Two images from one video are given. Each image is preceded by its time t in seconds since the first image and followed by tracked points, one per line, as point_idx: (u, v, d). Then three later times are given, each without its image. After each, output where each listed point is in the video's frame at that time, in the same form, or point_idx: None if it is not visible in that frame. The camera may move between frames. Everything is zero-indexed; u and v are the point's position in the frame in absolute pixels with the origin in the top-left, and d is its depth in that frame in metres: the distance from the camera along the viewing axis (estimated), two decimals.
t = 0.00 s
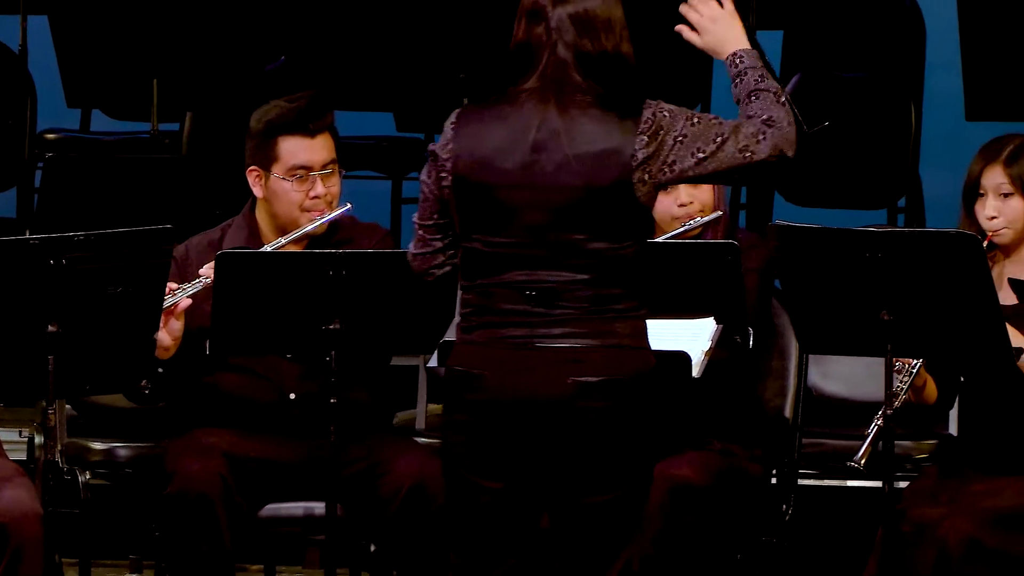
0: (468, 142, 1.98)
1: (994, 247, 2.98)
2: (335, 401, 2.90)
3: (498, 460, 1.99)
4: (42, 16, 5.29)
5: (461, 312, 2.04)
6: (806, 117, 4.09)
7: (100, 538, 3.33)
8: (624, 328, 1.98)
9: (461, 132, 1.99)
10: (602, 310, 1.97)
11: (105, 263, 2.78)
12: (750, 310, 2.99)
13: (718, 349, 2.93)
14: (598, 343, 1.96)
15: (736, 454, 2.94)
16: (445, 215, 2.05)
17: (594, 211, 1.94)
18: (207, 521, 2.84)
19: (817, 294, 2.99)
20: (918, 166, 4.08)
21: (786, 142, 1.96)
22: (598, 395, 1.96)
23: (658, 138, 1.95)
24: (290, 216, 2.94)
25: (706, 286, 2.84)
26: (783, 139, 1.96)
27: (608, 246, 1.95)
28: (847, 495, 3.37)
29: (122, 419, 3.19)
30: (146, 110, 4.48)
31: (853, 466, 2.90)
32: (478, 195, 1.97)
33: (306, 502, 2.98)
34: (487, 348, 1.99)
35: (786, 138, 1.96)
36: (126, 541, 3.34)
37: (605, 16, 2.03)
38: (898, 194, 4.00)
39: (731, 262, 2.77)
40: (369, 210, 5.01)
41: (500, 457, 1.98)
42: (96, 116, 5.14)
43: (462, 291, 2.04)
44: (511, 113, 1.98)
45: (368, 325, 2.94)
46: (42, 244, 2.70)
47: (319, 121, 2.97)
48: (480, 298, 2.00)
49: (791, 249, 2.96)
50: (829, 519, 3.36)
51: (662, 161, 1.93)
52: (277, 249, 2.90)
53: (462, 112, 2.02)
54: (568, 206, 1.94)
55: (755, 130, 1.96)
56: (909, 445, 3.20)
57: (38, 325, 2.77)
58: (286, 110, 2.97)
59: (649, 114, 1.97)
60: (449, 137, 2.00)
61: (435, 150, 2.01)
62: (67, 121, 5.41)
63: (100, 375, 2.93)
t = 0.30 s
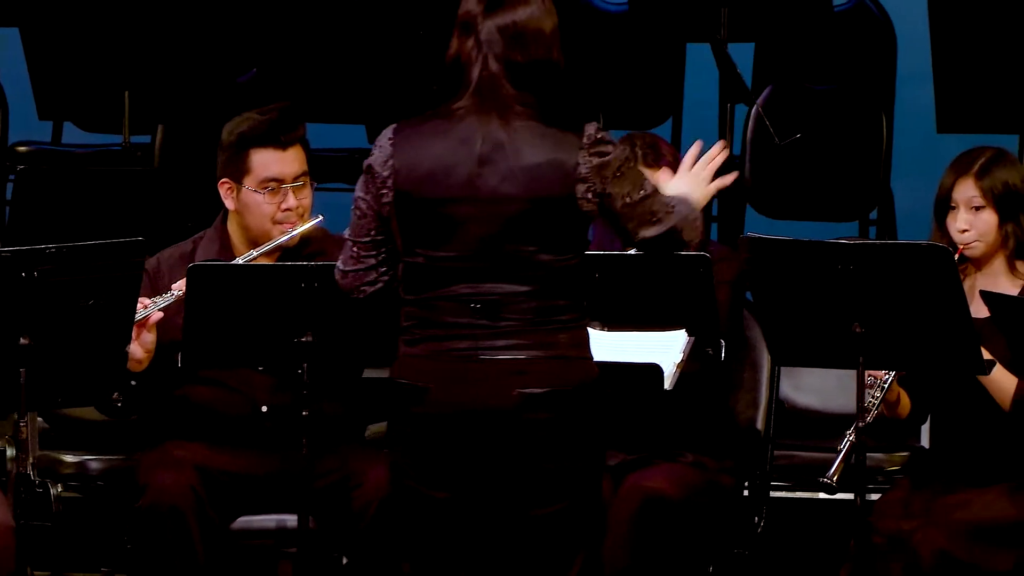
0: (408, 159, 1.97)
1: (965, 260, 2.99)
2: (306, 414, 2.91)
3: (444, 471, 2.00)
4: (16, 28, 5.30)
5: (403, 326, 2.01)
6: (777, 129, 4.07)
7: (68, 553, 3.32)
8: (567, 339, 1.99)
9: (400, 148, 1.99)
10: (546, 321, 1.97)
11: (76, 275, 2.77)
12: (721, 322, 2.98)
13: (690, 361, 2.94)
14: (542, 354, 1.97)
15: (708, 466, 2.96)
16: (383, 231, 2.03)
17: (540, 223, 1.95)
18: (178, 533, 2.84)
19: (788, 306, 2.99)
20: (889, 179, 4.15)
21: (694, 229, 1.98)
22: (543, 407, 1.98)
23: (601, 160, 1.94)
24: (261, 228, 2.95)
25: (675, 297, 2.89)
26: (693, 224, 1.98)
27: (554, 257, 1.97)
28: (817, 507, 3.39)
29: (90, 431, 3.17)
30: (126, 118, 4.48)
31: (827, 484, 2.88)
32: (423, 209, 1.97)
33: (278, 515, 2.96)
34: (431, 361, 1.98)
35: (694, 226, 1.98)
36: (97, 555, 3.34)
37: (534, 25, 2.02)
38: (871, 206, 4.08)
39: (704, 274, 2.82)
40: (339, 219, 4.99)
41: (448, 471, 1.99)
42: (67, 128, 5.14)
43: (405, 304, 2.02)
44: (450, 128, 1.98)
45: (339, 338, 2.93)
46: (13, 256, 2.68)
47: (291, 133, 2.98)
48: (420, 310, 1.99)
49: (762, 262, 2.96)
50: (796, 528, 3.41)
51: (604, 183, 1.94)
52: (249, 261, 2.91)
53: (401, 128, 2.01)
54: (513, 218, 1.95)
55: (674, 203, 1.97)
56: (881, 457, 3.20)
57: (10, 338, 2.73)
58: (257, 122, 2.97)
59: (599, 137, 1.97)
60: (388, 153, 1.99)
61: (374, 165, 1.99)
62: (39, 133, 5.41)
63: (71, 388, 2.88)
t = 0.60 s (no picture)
0: (347, 166, 1.99)
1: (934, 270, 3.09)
2: (277, 425, 2.91)
3: (388, 472, 1.99)
4: None
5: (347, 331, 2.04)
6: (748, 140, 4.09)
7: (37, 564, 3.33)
8: (505, 347, 2.00)
9: (341, 156, 2.00)
10: (485, 329, 1.99)
11: (43, 287, 2.76)
12: (692, 332, 2.99)
13: (660, 372, 2.96)
14: (480, 362, 1.98)
15: (678, 476, 2.96)
16: (329, 239, 2.04)
17: (479, 232, 1.96)
18: (149, 543, 2.85)
19: (758, 317, 3.00)
20: (860, 190, 4.16)
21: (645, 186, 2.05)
22: (483, 415, 1.98)
23: (538, 164, 1.96)
24: (232, 240, 2.95)
25: (649, 310, 2.89)
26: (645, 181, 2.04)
27: (491, 267, 1.98)
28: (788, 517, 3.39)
29: (61, 442, 3.15)
30: (105, 125, 4.48)
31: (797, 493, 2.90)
32: (363, 218, 1.98)
33: (247, 526, 2.96)
34: (371, 366, 1.99)
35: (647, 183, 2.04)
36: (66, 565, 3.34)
37: (474, 36, 2.01)
38: (842, 217, 4.12)
39: (673, 285, 2.83)
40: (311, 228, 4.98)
41: (390, 476, 1.99)
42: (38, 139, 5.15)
43: (348, 311, 2.04)
44: (389, 137, 1.98)
45: (311, 349, 2.96)
46: None
47: (261, 144, 2.97)
48: (363, 316, 2.01)
49: (732, 273, 2.97)
50: (769, 539, 3.39)
51: (540, 186, 1.95)
52: (220, 273, 2.90)
53: (345, 137, 2.03)
54: (453, 225, 1.95)
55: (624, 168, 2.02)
56: (851, 467, 3.21)
57: None
58: (228, 134, 2.98)
59: (533, 140, 1.98)
60: (329, 161, 2.01)
61: (316, 174, 2.01)
62: (10, 143, 5.41)
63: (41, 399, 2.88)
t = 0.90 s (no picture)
0: (286, 168, 1.99)
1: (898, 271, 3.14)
2: (243, 427, 2.91)
3: (334, 475, 1.99)
4: None
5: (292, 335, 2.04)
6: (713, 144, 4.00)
7: None
8: (446, 348, 1.98)
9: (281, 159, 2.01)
10: (426, 329, 1.97)
11: (6, 289, 2.69)
12: (658, 336, 3.01)
13: (625, 375, 2.95)
14: (420, 363, 1.96)
15: (645, 479, 2.96)
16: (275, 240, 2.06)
17: (412, 235, 1.95)
18: (114, 546, 2.84)
19: (723, 321, 2.99)
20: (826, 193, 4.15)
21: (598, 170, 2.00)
22: (424, 415, 1.96)
23: (474, 165, 1.95)
24: (197, 241, 2.96)
25: (613, 313, 2.90)
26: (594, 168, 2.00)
27: (427, 269, 1.96)
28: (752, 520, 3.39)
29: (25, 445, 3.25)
30: (77, 126, 4.44)
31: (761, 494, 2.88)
32: (304, 221, 1.98)
33: (213, 528, 2.97)
34: (314, 368, 1.99)
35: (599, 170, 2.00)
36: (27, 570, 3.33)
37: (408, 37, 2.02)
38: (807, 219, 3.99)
39: (639, 287, 2.83)
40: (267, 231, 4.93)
41: (339, 477, 1.99)
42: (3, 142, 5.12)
43: (292, 314, 2.04)
44: (328, 140, 1.98)
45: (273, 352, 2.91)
46: None
47: (226, 146, 2.99)
48: (306, 317, 2.01)
49: (697, 276, 2.97)
50: (734, 540, 3.37)
51: (478, 187, 1.94)
52: (185, 275, 2.91)
53: (287, 139, 2.03)
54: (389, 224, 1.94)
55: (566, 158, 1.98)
56: (815, 470, 3.24)
57: None
58: (192, 136, 2.98)
59: (468, 140, 1.96)
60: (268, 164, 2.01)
61: (258, 178, 2.01)
62: None
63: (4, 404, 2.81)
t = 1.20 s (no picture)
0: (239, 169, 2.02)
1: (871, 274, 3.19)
2: (218, 428, 2.93)
3: (295, 473, 1.98)
4: None
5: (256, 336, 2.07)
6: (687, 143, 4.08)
7: None
8: (397, 346, 1.97)
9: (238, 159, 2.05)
10: (373, 328, 1.96)
11: None
12: (633, 337, 3.03)
13: (601, 375, 2.94)
14: (374, 363, 1.96)
15: (620, 480, 2.96)
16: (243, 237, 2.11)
17: (352, 236, 1.93)
18: (90, 545, 2.84)
19: (698, 321, 3.00)
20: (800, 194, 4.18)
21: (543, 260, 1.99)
22: (384, 415, 1.95)
23: (412, 175, 1.90)
24: (171, 242, 2.96)
25: (590, 313, 2.90)
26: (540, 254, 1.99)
27: (370, 270, 1.94)
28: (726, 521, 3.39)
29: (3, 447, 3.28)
30: (58, 127, 4.45)
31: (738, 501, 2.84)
32: (256, 219, 2.00)
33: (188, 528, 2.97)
34: (271, 367, 2.00)
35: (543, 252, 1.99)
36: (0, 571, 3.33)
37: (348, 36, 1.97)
38: (782, 219, 4.10)
39: (613, 287, 2.85)
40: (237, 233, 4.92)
41: (303, 476, 1.98)
42: None
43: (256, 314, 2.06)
44: (275, 141, 1.98)
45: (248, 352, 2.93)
46: None
47: (201, 147, 3.00)
48: (265, 315, 2.03)
49: (671, 276, 2.98)
50: (708, 543, 3.39)
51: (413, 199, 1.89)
52: (160, 276, 2.90)
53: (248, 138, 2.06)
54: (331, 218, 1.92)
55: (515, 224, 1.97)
56: (791, 470, 3.25)
57: None
58: (167, 137, 2.98)
59: (412, 151, 1.91)
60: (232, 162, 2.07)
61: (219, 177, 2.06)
62: None
63: None
